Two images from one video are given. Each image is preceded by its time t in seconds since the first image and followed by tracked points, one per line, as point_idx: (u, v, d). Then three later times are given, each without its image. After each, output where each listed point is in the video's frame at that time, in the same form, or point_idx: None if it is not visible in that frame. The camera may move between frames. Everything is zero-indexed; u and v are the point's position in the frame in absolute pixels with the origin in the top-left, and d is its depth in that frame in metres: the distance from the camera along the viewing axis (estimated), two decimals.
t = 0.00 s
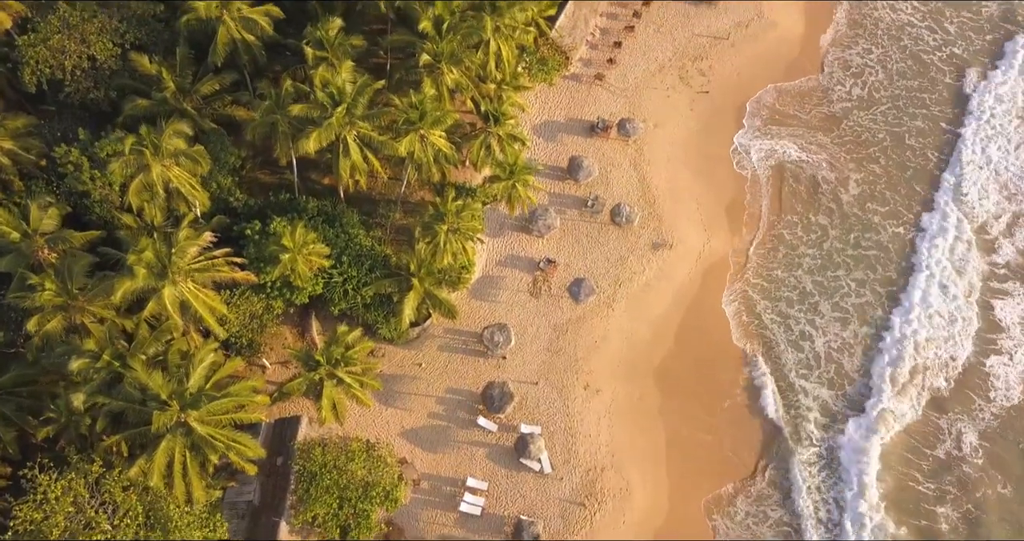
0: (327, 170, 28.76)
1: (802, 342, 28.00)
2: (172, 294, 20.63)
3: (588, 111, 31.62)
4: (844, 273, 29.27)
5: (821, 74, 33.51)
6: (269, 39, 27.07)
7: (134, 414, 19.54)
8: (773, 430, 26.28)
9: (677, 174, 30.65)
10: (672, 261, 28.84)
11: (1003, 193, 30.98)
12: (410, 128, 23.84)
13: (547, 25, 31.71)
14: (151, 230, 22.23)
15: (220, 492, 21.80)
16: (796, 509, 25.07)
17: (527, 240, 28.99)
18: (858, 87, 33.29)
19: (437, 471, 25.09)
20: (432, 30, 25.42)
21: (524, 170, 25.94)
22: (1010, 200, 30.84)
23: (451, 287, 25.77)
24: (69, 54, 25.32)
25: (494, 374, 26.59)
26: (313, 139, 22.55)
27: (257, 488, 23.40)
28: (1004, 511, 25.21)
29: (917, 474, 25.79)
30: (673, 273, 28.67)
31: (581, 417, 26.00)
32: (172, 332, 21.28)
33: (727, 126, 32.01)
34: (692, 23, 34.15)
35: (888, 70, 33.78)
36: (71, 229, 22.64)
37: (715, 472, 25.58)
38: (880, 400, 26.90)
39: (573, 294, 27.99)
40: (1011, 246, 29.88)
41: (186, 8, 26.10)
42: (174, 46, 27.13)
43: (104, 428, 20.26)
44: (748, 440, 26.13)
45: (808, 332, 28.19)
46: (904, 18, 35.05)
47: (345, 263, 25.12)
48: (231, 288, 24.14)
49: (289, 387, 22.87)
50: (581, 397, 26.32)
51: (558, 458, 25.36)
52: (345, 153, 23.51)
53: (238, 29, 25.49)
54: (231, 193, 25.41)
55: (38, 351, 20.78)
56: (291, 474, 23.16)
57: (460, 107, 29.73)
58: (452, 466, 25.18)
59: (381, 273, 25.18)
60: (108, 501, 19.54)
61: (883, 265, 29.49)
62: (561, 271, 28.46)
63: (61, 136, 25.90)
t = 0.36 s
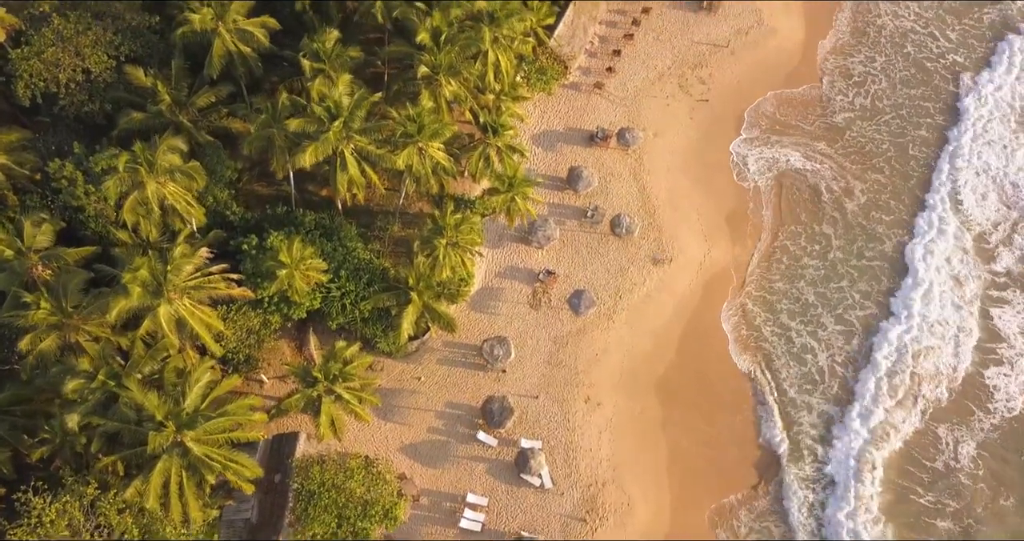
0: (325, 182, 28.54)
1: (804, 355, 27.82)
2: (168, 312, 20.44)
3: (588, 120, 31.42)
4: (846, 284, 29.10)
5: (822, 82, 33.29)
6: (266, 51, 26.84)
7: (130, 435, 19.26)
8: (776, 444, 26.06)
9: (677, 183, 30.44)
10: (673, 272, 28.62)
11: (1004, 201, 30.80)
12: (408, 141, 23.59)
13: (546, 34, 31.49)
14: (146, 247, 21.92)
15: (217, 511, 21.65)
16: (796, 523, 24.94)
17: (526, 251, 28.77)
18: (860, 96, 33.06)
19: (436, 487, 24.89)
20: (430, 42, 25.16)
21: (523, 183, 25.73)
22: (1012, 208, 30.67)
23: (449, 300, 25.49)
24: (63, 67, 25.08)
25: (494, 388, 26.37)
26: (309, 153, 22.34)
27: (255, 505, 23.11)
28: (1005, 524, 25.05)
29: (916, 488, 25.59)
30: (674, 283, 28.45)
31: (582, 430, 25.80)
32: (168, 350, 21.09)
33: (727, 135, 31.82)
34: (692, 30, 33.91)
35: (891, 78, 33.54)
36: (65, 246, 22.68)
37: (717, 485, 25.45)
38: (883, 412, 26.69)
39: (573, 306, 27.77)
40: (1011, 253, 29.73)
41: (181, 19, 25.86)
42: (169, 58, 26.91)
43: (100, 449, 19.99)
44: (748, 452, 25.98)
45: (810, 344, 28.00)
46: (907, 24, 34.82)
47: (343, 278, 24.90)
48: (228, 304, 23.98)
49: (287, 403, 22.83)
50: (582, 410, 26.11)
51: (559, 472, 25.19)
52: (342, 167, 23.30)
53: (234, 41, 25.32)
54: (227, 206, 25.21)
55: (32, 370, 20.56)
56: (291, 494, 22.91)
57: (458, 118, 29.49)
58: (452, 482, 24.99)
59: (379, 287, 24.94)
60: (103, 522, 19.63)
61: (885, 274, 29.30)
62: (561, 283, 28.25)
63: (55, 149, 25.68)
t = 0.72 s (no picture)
0: (322, 192, 28.28)
1: (806, 367, 27.66)
2: (164, 328, 20.26)
3: (587, 128, 31.24)
4: (848, 294, 28.93)
5: (822, 89, 33.09)
6: (262, 61, 26.61)
7: (125, 453, 19.18)
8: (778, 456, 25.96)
9: (677, 192, 30.24)
10: (672, 282, 28.42)
11: (1005, 208, 30.67)
12: (406, 153, 23.40)
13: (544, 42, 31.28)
14: (142, 264, 21.63)
15: (214, 528, 21.46)
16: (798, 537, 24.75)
17: (526, 261, 28.55)
18: (863, 104, 32.83)
19: (437, 500, 24.68)
20: (428, 52, 24.94)
21: (523, 194, 25.49)
22: (1015, 215, 30.52)
23: (448, 312, 25.29)
24: (58, 79, 24.84)
25: (494, 400, 26.18)
26: (306, 166, 22.13)
27: (253, 522, 22.97)
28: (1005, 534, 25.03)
29: (917, 500, 25.41)
30: (674, 294, 28.26)
31: (583, 443, 25.66)
32: (164, 366, 20.86)
33: (727, 143, 31.64)
34: (692, 37, 33.68)
35: (894, 86, 33.34)
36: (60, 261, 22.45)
37: (719, 497, 25.29)
38: (885, 423, 26.55)
39: (573, 317, 27.56)
40: (1011, 261, 29.69)
41: (176, 30, 25.62)
42: (165, 69, 26.67)
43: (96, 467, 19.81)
44: (749, 464, 25.86)
45: (811, 356, 27.85)
46: (909, 30, 34.60)
47: (341, 290, 24.72)
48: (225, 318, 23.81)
49: (285, 419, 22.49)
50: (583, 423, 25.96)
51: (560, 486, 25.05)
52: (340, 180, 23.08)
53: (230, 52, 25.10)
54: (224, 218, 25.04)
55: (27, 387, 20.32)
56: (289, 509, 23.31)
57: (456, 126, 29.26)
58: (452, 495, 24.79)
59: (378, 299, 24.71)
60: None
61: (887, 283, 29.14)
62: (561, 293, 28.05)
63: (50, 162, 25.45)
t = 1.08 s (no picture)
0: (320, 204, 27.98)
1: (809, 379, 27.47)
2: (159, 348, 20.02)
3: (586, 137, 31.02)
4: (848, 304, 28.78)
5: (824, 97, 32.87)
6: (258, 73, 26.36)
7: (121, 474, 18.80)
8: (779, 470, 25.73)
9: (676, 202, 30.02)
10: (673, 294, 28.19)
11: (1007, 215, 30.48)
12: (404, 167, 23.17)
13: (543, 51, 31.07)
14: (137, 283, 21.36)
15: None
16: None
17: (526, 272, 28.31)
18: (866, 113, 32.64)
19: (437, 518, 24.44)
20: (426, 65, 24.71)
21: (523, 207, 25.12)
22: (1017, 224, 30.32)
23: (448, 326, 25.02)
24: (52, 93, 24.59)
25: (494, 415, 25.97)
26: (304, 182, 21.88)
27: None
28: None
29: (919, 514, 25.18)
30: (676, 305, 28.04)
31: (584, 458, 25.43)
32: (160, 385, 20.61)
33: (727, 151, 31.42)
34: (692, 45, 33.45)
35: (897, 95, 33.14)
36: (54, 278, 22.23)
37: (722, 511, 25.09)
38: (888, 435, 26.38)
39: (574, 330, 27.33)
40: (1012, 269, 29.55)
41: (172, 43, 25.35)
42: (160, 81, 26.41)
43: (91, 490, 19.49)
44: (752, 477, 25.66)
45: (814, 369, 27.64)
46: (914, 37, 34.37)
47: (339, 305, 24.56)
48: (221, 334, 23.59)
49: (282, 437, 22.26)
50: (584, 437, 25.72)
51: (562, 502, 24.82)
52: (337, 195, 22.84)
53: (226, 64, 24.87)
54: (221, 233, 24.87)
55: (20, 409, 20.04)
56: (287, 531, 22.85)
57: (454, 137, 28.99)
58: (452, 512, 24.56)
59: (376, 314, 24.50)
60: None
61: (891, 292, 28.83)
62: (560, 305, 27.82)
63: (44, 177, 25.21)
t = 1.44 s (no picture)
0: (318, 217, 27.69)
1: (811, 392, 27.26)
2: (154, 368, 19.75)
3: (585, 147, 30.78)
4: (849, 315, 28.56)
5: (825, 106, 32.67)
6: (255, 86, 26.10)
7: (116, 498, 18.48)
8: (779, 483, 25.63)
9: (677, 212, 29.81)
10: (672, 305, 27.96)
11: (1008, 224, 30.32)
12: (402, 182, 22.92)
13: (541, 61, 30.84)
14: (131, 303, 21.05)
15: None
16: None
17: (525, 285, 28.05)
18: (869, 123, 32.45)
19: (437, 535, 24.30)
20: (424, 77, 24.49)
21: (522, 222, 24.73)
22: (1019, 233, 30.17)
23: (447, 341, 24.73)
24: (45, 108, 24.30)
25: (494, 430, 25.74)
26: (301, 198, 21.59)
27: None
28: None
29: (920, 527, 25.01)
30: (677, 317, 27.82)
31: (586, 474, 25.20)
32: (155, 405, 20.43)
33: (727, 161, 31.21)
34: (692, 53, 33.20)
35: (899, 104, 32.97)
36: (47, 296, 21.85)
37: (724, 525, 24.93)
38: (891, 448, 26.14)
39: (574, 343, 27.06)
40: (1013, 279, 29.38)
41: (166, 56, 25.07)
42: (155, 94, 26.14)
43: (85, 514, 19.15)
44: (754, 491, 25.48)
45: (817, 382, 27.43)
46: (918, 45, 34.16)
47: (337, 321, 24.29)
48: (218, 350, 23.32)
49: (279, 455, 21.90)
50: (585, 453, 25.48)
51: (563, 518, 24.61)
52: (334, 211, 22.59)
53: (222, 78, 24.67)
54: (217, 248, 24.60)
55: (14, 432, 19.73)
56: None
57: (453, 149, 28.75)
58: (452, 528, 24.42)
59: (375, 329, 24.26)
60: None
61: (895, 302, 28.51)
62: (561, 317, 27.58)
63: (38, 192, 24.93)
